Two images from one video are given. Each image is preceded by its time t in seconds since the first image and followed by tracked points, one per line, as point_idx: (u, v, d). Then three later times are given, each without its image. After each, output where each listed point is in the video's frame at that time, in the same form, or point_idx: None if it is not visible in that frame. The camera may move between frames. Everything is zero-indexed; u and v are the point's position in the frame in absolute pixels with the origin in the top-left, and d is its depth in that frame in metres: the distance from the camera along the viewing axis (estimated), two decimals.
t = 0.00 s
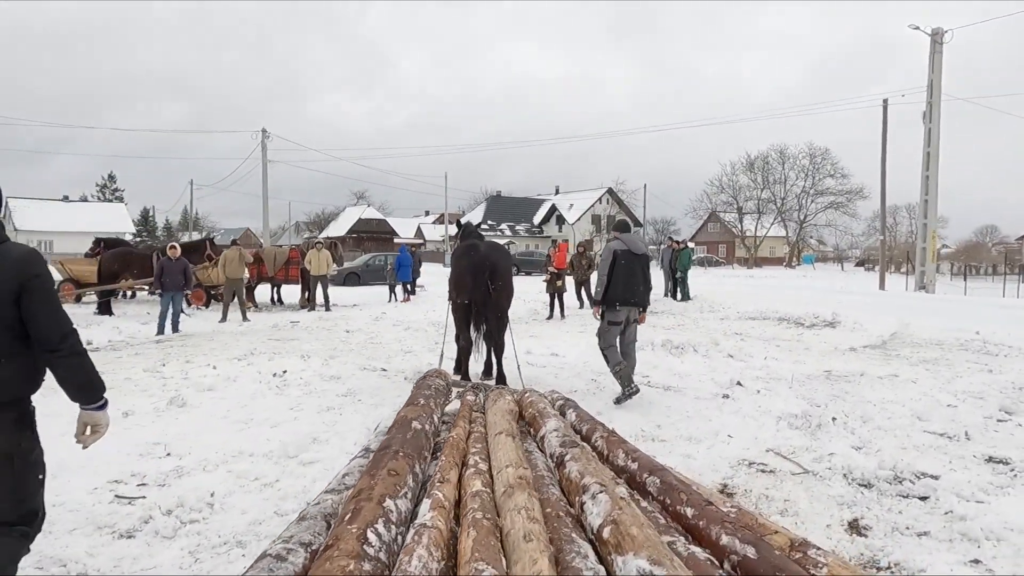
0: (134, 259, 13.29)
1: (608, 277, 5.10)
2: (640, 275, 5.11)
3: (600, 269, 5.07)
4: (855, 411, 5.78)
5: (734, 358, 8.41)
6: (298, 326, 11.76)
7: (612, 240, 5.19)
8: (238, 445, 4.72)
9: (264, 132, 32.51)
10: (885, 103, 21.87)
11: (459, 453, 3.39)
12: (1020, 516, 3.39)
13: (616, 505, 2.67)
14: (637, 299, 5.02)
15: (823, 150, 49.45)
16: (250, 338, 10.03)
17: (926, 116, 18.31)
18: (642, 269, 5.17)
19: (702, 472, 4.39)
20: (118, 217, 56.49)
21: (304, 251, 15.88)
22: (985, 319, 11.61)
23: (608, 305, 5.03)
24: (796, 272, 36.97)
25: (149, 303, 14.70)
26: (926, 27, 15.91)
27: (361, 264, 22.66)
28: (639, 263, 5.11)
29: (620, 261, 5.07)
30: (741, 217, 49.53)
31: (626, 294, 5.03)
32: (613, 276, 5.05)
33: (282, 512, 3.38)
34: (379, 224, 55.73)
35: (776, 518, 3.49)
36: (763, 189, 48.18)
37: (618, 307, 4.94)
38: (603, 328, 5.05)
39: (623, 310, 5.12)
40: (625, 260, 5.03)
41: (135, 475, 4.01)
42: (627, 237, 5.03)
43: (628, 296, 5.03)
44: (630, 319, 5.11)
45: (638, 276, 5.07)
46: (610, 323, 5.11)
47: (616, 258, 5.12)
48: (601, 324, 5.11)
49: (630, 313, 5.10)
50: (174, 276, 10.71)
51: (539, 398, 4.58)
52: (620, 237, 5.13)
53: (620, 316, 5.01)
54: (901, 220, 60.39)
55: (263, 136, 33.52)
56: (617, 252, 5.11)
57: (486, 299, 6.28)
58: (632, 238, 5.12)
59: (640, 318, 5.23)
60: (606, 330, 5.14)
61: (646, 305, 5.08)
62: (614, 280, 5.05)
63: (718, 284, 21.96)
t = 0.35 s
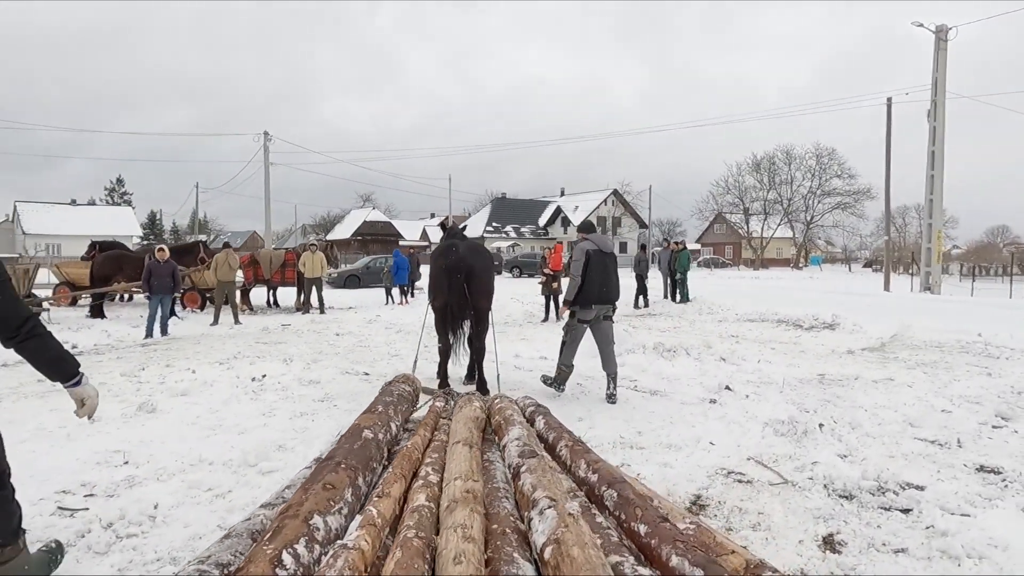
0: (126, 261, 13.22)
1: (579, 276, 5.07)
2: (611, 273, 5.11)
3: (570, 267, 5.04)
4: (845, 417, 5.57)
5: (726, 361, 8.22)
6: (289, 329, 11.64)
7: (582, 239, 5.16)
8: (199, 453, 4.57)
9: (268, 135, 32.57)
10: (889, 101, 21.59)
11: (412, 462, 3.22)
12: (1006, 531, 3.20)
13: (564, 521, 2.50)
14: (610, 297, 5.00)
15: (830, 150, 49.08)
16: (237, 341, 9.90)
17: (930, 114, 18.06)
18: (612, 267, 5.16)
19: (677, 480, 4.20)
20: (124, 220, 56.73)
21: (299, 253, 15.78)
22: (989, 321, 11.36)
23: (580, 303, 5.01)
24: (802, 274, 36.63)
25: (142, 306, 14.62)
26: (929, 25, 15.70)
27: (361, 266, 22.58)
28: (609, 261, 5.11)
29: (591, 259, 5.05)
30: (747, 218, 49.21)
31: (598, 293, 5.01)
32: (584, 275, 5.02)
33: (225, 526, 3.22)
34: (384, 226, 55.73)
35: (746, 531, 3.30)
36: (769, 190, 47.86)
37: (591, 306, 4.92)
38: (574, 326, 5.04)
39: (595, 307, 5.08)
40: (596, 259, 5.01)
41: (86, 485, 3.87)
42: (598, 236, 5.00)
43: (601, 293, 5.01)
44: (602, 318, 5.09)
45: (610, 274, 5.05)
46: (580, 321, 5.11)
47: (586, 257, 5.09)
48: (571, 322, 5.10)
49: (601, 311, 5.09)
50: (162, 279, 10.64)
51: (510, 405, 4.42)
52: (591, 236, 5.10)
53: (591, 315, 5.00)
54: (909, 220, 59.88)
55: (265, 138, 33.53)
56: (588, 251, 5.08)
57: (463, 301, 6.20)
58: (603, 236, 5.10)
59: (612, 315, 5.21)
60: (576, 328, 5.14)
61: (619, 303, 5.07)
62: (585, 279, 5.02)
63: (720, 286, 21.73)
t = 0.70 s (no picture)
0: (128, 260, 13.18)
1: (539, 280, 5.61)
2: (569, 272, 5.61)
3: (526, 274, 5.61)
4: (847, 421, 5.31)
5: (728, 361, 7.95)
6: (288, 327, 11.52)
7: (536, 246, 5.69)
8: (168, 457, 4.41)
9: (278, 134, 32.54)
10: (905, 94, 21.09)
11: (371, 472, 3.04)
12: (1010, 550, 2.96)
13: (515, 540, 2.31)
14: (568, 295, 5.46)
15: (847, 146, 48.31)
16: (233, 340, 9.79)
17: (948, 107, 17.57)
18: (572, 268, 5.65)
19: (664, 487, 3.99)
20: (140, 218, 57.19)
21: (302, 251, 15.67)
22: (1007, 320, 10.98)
23: (544, 306, 5.53)
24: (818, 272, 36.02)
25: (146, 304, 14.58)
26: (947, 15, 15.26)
27: (369, 264, 22.46)
28: (567, 264, 5.64)
29: (550, 266, 5.56)
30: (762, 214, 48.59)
31: (559, 293, 5.52)
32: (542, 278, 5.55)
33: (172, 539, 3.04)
34: (396, 224, 55.71)
35: (727, 547, 3.08)
36: (784, 186, 47.21)
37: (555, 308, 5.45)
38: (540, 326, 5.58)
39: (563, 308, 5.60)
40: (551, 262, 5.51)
41: (42, 492, 3.73)
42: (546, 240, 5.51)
43: (565, 293, 5.53)
44: (568, 315, 5.58)
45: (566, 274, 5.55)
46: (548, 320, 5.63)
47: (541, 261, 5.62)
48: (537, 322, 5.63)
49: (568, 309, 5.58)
50: (159, 278, 10.58)
51: (490, 408, 4.24)
52: (542, 242, 5.62)
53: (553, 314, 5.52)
54: (929, 217, 58.82)
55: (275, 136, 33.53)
56: (545, 257, 5.62)
57: (446, 304, 6.11)
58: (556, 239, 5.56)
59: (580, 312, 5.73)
60: (545, 327, 5.66)
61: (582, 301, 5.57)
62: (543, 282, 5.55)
63: (731, 284, 21.36)
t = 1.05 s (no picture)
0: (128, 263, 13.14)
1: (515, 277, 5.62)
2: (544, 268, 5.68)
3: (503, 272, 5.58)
4: (849, 430, 5.04)
5: (730, 365, 7.68)
6: (286, 330, 11.38)
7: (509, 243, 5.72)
8: (132, 469, 4.24)
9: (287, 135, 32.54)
10: (920, 89, 20.61)
11: (322, 490, 2.84)
12: None
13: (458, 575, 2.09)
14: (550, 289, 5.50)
15: (862, 142, 47.56)
16: (227, 344, 9.64)
17: (964, 101, 17.10)
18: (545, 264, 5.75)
19: (646, 503, 3.74)
20: (154, 220, 57.64)
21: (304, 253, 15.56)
22: None
23: (525, 301, 5.52)
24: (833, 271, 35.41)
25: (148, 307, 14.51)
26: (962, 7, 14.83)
27: (375, 266, 22.34)
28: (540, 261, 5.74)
29: (527, 261, 5.60)
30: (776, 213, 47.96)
31: (540, 289, 5.55)
32: (521, 275, 5.55)
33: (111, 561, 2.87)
34: (407, 225, 55.65)
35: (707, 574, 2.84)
36: (798, 184, 46.56)
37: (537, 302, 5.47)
38: (526, 324, 5.52)
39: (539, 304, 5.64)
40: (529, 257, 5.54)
41: None
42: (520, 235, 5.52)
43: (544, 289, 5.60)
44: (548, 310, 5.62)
45: (544, 269, 5.59)
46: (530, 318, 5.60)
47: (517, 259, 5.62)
48: (520, 321, 5.57)
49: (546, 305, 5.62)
50: (155, 280, 10.55)
51: (465, 419, 4.02)
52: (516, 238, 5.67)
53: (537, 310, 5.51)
54: (947, 214, 57.78)
55: (285, 137, 33.51)
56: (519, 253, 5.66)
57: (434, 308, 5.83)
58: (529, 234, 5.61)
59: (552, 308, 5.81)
60: (526, 325, 5.63)
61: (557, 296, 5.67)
62: (523, 279, 5.54)
63: (742, 284, 20.97)
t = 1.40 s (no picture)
0: (136, 262, 13.20)
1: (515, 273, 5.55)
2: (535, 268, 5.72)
3: (510, 266, 5.44)
4: (854, 437, 4.82)
5: (735, 367, 7.46)
6: (290, 329, 11.32)
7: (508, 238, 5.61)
8: (110, 472, 4.17)
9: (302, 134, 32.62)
10: (942, 83, 20.08)
11: (280, 501, 2.70)
12: None
13: None
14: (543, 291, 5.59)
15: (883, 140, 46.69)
16: (228, 343, 9.59)
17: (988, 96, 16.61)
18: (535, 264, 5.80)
19: (632, 512, 3.56)
20: (174, 219, 58.26)
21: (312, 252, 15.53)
22: None
23: (523, 299, 5.49)
24: (852, 270, 34.84)
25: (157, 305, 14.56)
26: None
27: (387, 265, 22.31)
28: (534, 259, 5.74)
29: (529, 259, 5.58)
30: (795, 211, 47.27)
31: (536, 288, 5.59)
32: (524, 273, 5.53)
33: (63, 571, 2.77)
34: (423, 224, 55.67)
35: None
36: (818, 182, 45.85)
37: (535, 302, 5.50)
38: (521, 323, 5.49)
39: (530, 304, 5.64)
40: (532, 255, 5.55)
41: None
42: (526, 230, 5.49)
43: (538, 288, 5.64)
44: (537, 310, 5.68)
45: (539, 270, 5.67)
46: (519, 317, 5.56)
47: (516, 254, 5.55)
48: (512, 319, 5.51)
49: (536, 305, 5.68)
50: (159, 279, 10.56)
51: (446, 425, 3.87)
52: (518, 234, 5.59)
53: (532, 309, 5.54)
54: (971, 212, 56.60)
55: (300, 137, 33.62)
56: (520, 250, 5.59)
57: (429, 310, 5.35)
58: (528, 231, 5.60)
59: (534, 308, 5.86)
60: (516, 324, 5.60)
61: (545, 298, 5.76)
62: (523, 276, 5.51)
63: (757, 283, 20.62)
